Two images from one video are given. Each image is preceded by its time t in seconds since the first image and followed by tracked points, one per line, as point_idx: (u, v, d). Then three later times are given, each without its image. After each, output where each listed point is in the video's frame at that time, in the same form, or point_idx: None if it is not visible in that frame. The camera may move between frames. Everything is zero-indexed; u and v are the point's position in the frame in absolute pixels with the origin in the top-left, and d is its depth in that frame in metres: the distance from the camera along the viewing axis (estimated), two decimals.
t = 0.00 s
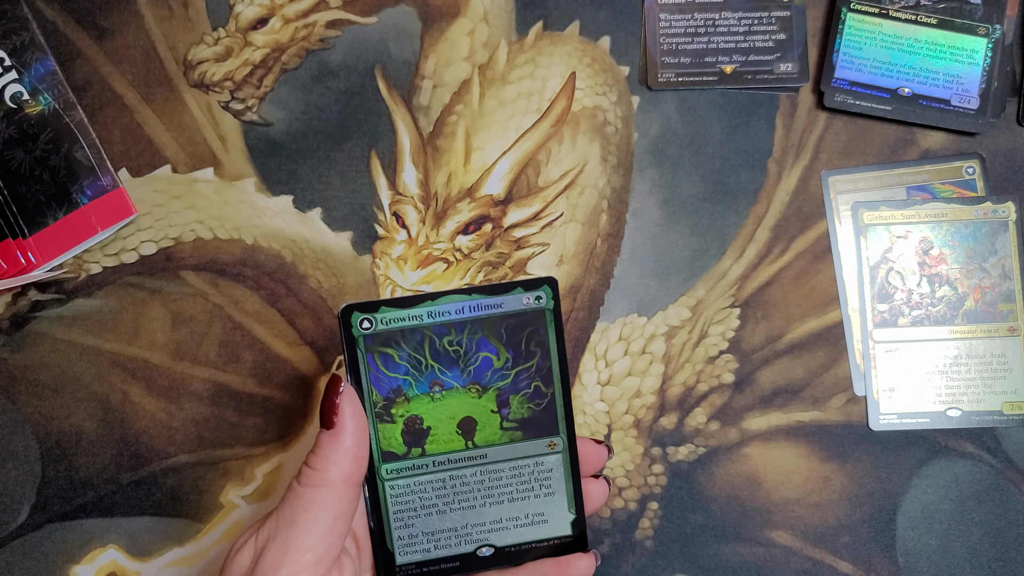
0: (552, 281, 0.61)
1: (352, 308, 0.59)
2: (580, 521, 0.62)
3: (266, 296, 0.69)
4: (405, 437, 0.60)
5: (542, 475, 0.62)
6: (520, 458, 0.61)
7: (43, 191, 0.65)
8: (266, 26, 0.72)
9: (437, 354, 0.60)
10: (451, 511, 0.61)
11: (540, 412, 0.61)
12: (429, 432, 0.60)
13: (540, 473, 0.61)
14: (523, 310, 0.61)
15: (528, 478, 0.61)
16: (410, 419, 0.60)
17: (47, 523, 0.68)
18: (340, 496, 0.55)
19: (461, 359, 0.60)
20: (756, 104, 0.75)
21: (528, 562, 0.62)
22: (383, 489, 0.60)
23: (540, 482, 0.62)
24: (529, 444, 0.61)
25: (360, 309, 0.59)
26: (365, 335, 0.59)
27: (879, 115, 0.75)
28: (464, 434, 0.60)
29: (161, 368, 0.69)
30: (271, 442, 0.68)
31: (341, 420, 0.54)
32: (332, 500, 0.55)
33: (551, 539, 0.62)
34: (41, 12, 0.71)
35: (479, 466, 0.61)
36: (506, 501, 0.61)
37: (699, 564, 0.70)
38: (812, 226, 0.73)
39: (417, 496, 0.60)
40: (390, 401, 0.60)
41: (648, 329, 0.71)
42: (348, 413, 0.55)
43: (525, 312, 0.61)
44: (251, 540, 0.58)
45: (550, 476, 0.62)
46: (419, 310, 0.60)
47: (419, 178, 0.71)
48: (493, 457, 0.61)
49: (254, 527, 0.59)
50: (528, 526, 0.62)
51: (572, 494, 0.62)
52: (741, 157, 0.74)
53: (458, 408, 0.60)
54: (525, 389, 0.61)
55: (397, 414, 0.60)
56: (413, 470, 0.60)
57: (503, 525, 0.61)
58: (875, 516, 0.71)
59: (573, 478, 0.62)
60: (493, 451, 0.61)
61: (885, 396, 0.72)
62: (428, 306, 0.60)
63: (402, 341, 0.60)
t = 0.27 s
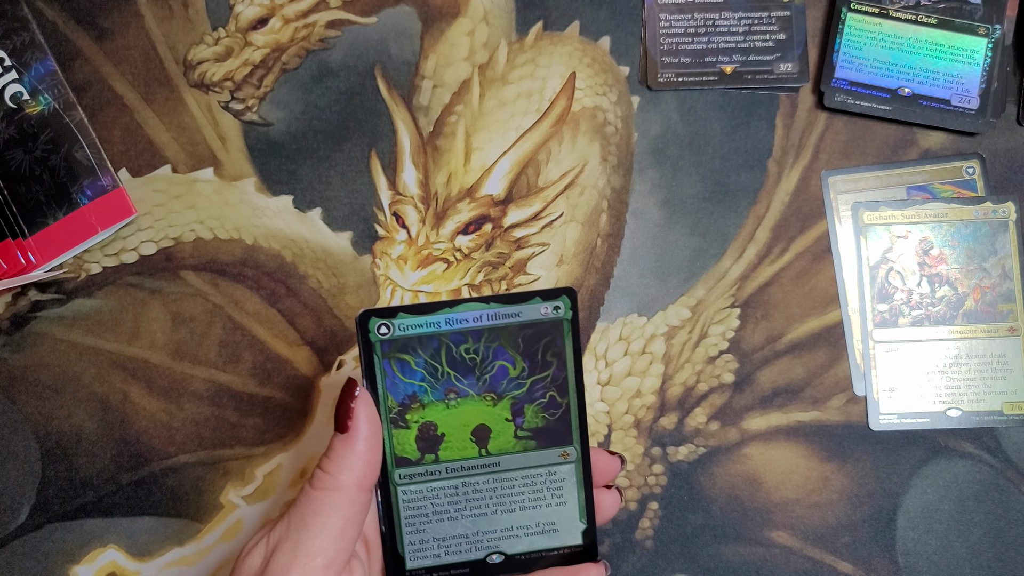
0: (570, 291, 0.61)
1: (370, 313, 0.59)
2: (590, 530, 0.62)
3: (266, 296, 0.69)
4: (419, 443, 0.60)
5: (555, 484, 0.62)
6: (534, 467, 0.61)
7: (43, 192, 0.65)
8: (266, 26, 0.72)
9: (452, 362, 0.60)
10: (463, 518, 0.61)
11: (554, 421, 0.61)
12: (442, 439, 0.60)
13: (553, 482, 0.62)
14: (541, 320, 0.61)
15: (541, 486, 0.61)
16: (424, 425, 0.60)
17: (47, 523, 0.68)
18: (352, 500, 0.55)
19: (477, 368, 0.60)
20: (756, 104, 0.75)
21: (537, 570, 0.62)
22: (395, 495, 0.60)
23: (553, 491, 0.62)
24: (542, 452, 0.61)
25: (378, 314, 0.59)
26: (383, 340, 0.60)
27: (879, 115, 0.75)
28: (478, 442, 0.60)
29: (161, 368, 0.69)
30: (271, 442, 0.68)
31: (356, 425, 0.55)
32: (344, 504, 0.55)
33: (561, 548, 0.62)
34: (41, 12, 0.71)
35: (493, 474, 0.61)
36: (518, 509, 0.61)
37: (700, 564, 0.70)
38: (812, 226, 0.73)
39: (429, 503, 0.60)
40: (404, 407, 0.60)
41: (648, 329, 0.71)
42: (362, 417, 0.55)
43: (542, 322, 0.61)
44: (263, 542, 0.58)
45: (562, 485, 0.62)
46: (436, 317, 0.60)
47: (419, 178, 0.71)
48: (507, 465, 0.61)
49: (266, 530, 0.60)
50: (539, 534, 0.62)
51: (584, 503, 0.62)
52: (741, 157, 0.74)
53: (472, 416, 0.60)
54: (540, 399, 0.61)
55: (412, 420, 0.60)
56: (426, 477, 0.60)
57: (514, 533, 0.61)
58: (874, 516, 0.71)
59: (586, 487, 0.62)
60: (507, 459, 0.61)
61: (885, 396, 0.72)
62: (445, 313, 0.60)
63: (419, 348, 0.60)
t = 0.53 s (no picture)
0: (569, 291, 0.61)
1: (368, 313, 0.59)
2: (590, 532, 0.62)
3: (266, 296, 0.69)
4: (417, 444, 0.60)
5: (554, 485, 0.62)
6: (533, 467, 0.61)
7: (44, 192, 0.65)
8: (266, 26, 0.72)
9: (451, 362, 0.60)
10: (462, 519, 0.61)
11: (554, 422, 0.61)
12: (441, 440, 0.60)
13: (552, 482, 0.62)
14: (540, 319, 0.61)
15: (541, 487, 0.62)
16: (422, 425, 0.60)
17: (48, 523, 0.68)
18: (349, 501, 0.55)
19: (476, 368, 0.60)
20: (755, 104, 0.75)
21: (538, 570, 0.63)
22: (394, 496, 0.60)
23: (553, 492, 0.62)
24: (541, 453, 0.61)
25: (376, 314, 0.59)
26: (381, 339, 0.59)
27: (878, 115, 0.75)
28: (477, 443, 0.60)
29: (161, 368, 0.69)
30: (271, 442, 0.68)
31: (353, 425, 0.54)
32: (341, 505, 0.55)
33: (561, 549, 0.62)
34: (42, 12, 0.71)
35: (492, 475, 0.61)
36: (518, 510, 0.61)
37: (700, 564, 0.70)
38: (812, 226, 0.73)
39: (428, 503, 0.61)
40: (403, 407, 0.60)
41: (648, 329, 0.71)
42: (360, 418, 0.55)
43: (541, 322, 0.61)
44: (260, 542, 0.58)
45: (562, 486, 0.62)
46: (434, 316, 0.60)
47: (419, 179, 0.71)
48: (506, 466, 0.61)
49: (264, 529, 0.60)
50: (539, 535, 0.62)
51: (584, 504, 0.62)
52: (740, 157, 0.74)
53: (472, 416, 0.60)
54: (540, 399, 0.61)
55: (408, 420, 0.60)
56: (425, 477, 0.60)
57: (513, 534, 0.62)
58: (874, 516, 0.71)
59: (585, 489, 0.62)
60: (506, 459, 0.61)
61: (884, 396, 0.72)
62: (443, 313, 0.60)
63: (417, 348, 0.60)
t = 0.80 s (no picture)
0: (562, 287, 0.60)
1: (359, 310, 0.59)
2: (584, 531, 0.62)
3: (266, 296, 0.69)
4: (410, 442, 0.60)
5: (547, 483, 0.61)
6: (525, 465, 0.61)
7: (44, 191, 0.65)
8: (266, 26, 0.72)
9: (441, 358, 0.60)
10: (455, 517, 0.61)
11: (547, 420, 0.61)
12: (433, 437, 0.60)
13: (545, 481, 0.61)
14: (533, 316, 0.60)
15: (534, 486, 0.61)
16: (413, 422, 0.60)
17: (48, 523, 0.68)
18: (340, 498, 0.55)
19: (466, 365, 0.60)
20: (755, 104, 0.75)
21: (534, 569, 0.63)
22: (387, 493, 0.60)
23: (547, 490, 0.62)
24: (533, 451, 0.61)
25: (367, 311, 0.59)
26: (372, 337, 0.59)
27: (878, 115, 0.75)
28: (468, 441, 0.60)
29: (161, 368, 0.69)
30: (271, 442, 0.68)
31: (346, 422, 0.55)
32: (332, 502, 0.55)
33: (556, 548, 0.62)
34: (42, 13, 0.71)
35: (484, 473, 0.61)
36: (511, 508, 0.61)
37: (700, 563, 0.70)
38: (812, 226, 0.73)
39: (421, 501, 0.60)
40: (395, 404, 0.60)
41: (648, 329, 0.71)
42: (352, 415, 0.55)
43: (533, 318, 0.60)
44: (251, 540, 0.57)
45: (556, 485, 0.62)
46: (424, 313, 0.59)
47: (419, 178, 0.71)
48: (498, 464, 0.61)
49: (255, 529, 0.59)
50: (533, 534, 0.62)
51: (578, 503, 0.62)
52: (740, 157, 0.74)
53: (464, 413, 0.60)
54: (532, 396, 0.61)
55: (399, 417, 0.60)
56: (418, 475, 0.60)
57: (507, 532, 0.62)
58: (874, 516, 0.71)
59: (579, 487, 0.62)
60: (498, 457, 0.61)
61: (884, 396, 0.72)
62: (433, 310, 0.59)
63: (409, 345, 0.60)
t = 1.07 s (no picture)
0: (579, 299, 0.60)
1: (378, 318, 0.60)
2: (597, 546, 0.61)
3: (266, 296, 0.69)
4: (427, 451, 0.60)
5: (564, 497, 0.61)
6: (542, 479, 0.61)
7: (44, 191, 0.66)
8: (266, 26, 0.72)
9: (459, 369, 0.60)
10: (469, 529, 0.61)
11: (563, 432, 0.60)
12: (450, 447, 0.60)
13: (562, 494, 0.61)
14: (548, 328, 0.60)
15: (550, 500, 0.61)
16: (430, 431, 0.60)
17: (47, 523, 0.68)
18: (357, 505, 0.55)
19: (483, 377, 0.60)
20: (755, 104, 0.75)
21: None
22: (402, 501, 0.60)
23: (561, 504, 0.61)
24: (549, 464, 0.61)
25: (385, 319, 0.60)
26: (391, 345, 0.60)
27: (878, 115, 0.75)
28: (485, 451, 0.60)
29: (161, 368, 0.69)
30: (271, 442, 0.68)
31: (363, 429, 0.54)
32: (349, 509, 0.55)
33: (570, 562, 0.61)
34: (42, 12, 0.71)
35: (499, 484, 0.60)
36: (526, 520, 0.61)
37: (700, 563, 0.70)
38: (812, 226, 0.73)
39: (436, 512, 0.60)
40: (411, 412, 0.60)
41: (648, 329, 0.71)
42: (370, 422, 0.55)
43: (550, 330, 0.60)
44: (269, 544, 0.58)
45: (571, 498, 0.61)
46: (443, 323, 0.60)
47: (419, 179, 0.71)
48: (513, 476, 0.60)
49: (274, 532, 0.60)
50: (547, 547, 0.61)
51: (593, 517, 0.61)
52: (740, 157, 0.74)
53: (480, 424, 0.60)
54: (548, 408, 0.60)
55: (416, 426, 0.60)
56: (435, 487, 0.60)
57: (520, 545, 0.61)
58: (874, 516, 0.71)
59: (596, 500, 0.61)
60: (513, 469, 0.60)
61: (884, 396, 0.72)
62: (452, 320, 0.60)
63: (427, 354, 0.60)
